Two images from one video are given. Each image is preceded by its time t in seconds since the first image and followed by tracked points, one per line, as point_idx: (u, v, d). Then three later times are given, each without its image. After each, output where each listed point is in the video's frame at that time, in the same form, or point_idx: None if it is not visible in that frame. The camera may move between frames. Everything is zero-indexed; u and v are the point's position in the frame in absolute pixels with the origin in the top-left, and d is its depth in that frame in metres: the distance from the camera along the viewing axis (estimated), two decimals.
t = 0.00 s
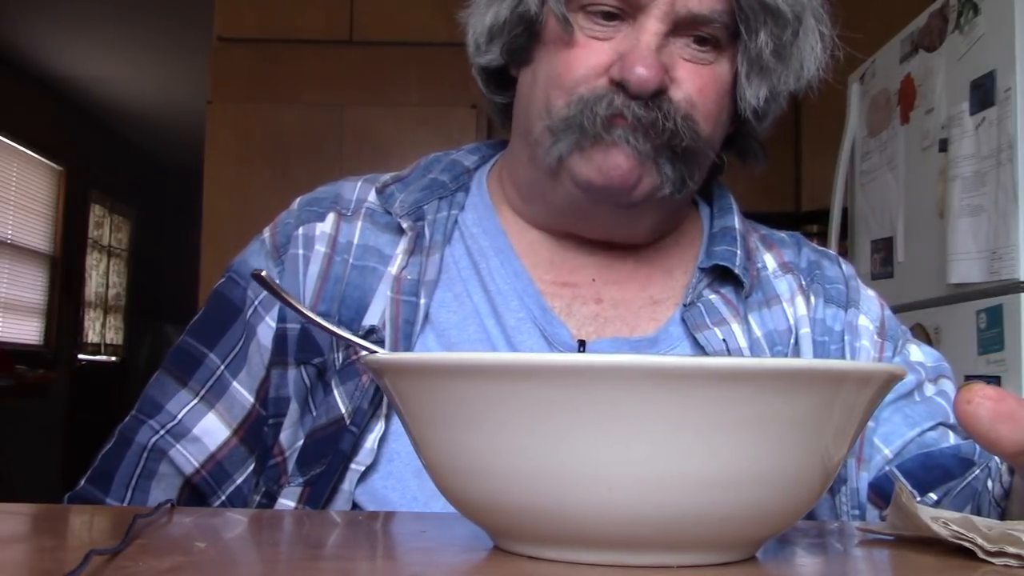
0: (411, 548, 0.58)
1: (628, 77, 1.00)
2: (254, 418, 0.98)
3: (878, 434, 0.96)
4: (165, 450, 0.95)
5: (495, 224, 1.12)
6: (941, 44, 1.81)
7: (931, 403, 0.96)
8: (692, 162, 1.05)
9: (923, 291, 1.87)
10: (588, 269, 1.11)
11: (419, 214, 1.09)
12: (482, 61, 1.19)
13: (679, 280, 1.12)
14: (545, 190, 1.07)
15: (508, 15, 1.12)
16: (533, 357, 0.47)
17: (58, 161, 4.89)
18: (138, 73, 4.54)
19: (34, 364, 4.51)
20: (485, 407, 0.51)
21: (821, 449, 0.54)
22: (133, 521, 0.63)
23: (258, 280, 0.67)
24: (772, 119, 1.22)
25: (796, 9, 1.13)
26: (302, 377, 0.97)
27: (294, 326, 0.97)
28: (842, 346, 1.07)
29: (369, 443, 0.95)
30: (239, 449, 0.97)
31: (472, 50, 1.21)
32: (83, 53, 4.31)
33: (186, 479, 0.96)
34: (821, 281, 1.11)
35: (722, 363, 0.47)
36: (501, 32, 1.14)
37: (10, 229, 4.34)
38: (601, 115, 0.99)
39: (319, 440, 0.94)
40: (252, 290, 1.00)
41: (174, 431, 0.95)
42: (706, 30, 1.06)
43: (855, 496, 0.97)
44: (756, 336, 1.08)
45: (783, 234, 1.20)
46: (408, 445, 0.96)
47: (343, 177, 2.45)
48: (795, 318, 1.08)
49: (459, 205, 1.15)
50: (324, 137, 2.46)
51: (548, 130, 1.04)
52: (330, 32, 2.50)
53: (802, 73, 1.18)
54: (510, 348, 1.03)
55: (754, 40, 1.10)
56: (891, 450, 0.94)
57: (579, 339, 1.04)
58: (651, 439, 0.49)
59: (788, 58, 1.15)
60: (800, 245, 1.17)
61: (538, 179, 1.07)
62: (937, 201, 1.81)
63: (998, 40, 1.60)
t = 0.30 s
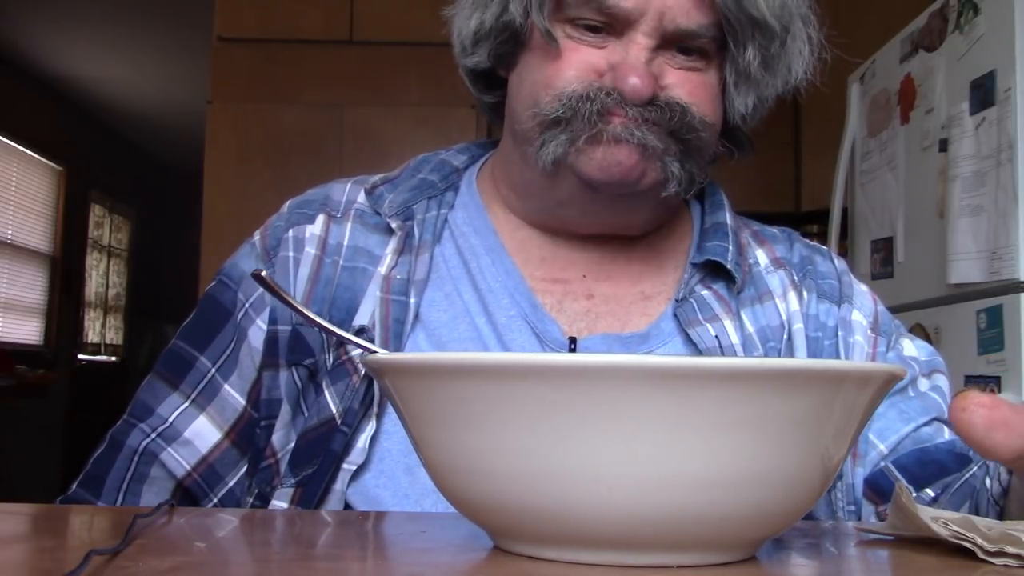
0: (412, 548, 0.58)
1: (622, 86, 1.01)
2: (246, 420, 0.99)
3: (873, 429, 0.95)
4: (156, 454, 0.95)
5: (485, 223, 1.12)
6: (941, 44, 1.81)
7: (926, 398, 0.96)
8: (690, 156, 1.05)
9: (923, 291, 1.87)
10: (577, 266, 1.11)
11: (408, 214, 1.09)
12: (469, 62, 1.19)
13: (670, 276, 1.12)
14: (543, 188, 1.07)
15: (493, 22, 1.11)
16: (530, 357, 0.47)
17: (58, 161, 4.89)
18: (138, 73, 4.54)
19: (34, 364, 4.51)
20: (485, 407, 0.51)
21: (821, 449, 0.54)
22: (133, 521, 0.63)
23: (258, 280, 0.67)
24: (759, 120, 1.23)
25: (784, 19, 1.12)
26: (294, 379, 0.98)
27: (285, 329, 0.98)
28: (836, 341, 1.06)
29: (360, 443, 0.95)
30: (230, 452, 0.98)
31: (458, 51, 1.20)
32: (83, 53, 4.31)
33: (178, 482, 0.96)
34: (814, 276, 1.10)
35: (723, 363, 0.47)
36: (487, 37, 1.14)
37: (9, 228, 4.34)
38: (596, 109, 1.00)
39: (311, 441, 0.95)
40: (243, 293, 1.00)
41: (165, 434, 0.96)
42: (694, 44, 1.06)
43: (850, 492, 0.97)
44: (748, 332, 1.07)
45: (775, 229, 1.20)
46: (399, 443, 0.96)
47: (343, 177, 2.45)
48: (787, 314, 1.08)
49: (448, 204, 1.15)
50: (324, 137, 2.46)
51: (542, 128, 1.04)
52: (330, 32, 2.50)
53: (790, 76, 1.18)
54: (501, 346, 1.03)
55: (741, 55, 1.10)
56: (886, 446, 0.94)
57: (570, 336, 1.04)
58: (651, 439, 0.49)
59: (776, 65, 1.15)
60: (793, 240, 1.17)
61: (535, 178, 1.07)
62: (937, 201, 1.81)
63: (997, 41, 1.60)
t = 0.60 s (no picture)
0: (412, 548, 0.58)
1: (611, 89, 1.00)
2: (245, 423, 0.99)
3: (873, 428, 0.95)
4: (155, 456, 0.95)
5: (483, 225, 1.12)
6: (941, 44, 1.81)
7: (925, 396, 0.97)
8: (671, 190, 1.06)
9: (923, 291, 1.87)
10: (573, 269, 1.11)
11: (405, 215, 1.09)
12: (466, 62, 1.19)
13: (669, 277, 1.12)
14: (526, 212, 1.08)
15: (492, 18, 1.12)
16: (534, 357, 0.47)
17: (58, 160, 4.90)
18: (138, 72, 4.54)
19: (34, 364, 4.51)
20: (487, 407, 0.51)
21: (821, 450, 0.54)
22: (133, 522, 0.63)
23: (258, 280, 0.67)
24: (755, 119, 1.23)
25: (780, 13, 1.14)
26: (292, 381, 0.99)
27: (283, 331, 0.99)
28: (835, 341, 1.07)
29: (360, 444, 0.96)
30: (229, 455, 0.98)
31: (456, 51, 1.20)
32: (83, 53, 4.31)
33: (177, 483, 0.96)
34: (812, 275, 1.11)
35: (728, 363, 0.47)
36: (485, 36, 1.14)
37: (10, 228, 4.34)
38: (585, 140, 1.00)
39: (310, 442, 0.95)
40: (241, 295, 1.01)
41: (164, 437, 0.96)
42: (688, 36, 1.06)
43: (851, 491, 0.96)
44: (747, 332, 1.07)
45: (773, 228, 1.20)
46: (397, 443, 0.96)
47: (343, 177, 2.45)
48: (786, 313, 1.08)
49: (445, 206, 1.16)
50: (324, 138, 2.46)
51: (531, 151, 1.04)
52: (330, 32, 2.50)
53: (785, 73, 1.20)
54: (499, 347, 1.03)
55: (737, 45, 1.11)
56: (886, 445, 0.95)
57: (569, 336, 1.04)
58: (651, 439, 0.49)
59: (772, 61, 1.16)
60: (791, 240, 1.17)
61: (519, 200, 1.08)
62: (937, 202, 1.81)
63: (997, 40, 1.60)
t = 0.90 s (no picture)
0: (412, 549, 0.58)
1: (612, 94, 1.01)
2: (243, 423, 0.99)
3: (871, 427, 0.95)
4: (152, 458, 0.95)
5: (480, 225, 1.12)
6: (941, 44, 1.81)
7: (924, 394, 0.97)
8: (682, 164, 1.05)
9: (923, 291, 1.87)
10: (571, 268, 1.11)
11: (401, 216, 1.09)
12: (462, 64, 1.19)
13: (666, 275, 1.12)
14: (531, 198, 1.08)
15: (486, 25, 1.12)
16: (531, 356, 0.47)
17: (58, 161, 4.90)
18: (138, 72, 4.54)
19: (34, 364, 4.51)
20: (488, 408, 0.51)
21: (821, 450, 0.54)
22: (133, 522, 0.63)
23: (258, 280, 0.67)
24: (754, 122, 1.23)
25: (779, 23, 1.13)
26: (290, 381, 0.98)
27: (280, 332, 0.99)
28: (832, 339, 1.07)
29: (356, 444, 0.95)
30: (227, 455, 0.98)
31: (453, 52, 1.20)
32: (83, 53, 4.31)
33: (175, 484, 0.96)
34: (809, 273, 1.11)
35: (729, 363, 0.47)
36: (481, 39, 1.14)
37: (10, 228, 4.33)
38: (586, 119, 1.01)
39: (308, 442, 0.95)
40: (239, 297, 1.01)
41: (161, 438, 0.96)
42: (688, 46, 1.06)
43: (849, 489, 0.97)
44: (745, 331, 1.08)
45: (770, 227, 1.20)
46: (394, 443, 0.96)
47: (342, 177, 2.45)
48: (783, 312, 1.08)
49: (442, 206, 1.15)
50: (324, 138, 2.46)
51: (533, 137, 1.04)
52: (330, 32, 2.50)
53: (783, 79, 1.19)
54: (496, 347, 1.03)
55: (734, 58, 1.11)
56: (884, 443, 0.95)
57: (566, 335, 1.04)
58: (652, 440, 0.49)
59: (770, 70, 1.16)
60: (788, 238, 1.17)
61: (523, 188, 1.08)
62: (937, 201, 1.81)
63: (997, 41, 1.60)
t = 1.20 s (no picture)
0: (412, 549, 0.58)
1: (625, 96, 1.01)
2: (240, 425, 0.99)
3: (869, 425, 0.95)
4: (149, 460, 0.95)
5: (476, 225, 1.13)
6: (941, 44, 1.81)
7: (921, 392, 0.97)
8: (680, 173, 1.06)
9: (923, 291, 1.87)
10: (567, 267, 1.11)
11: (397, 217, 1.10)
12: (462, 62, 1.19)
13: (662, 274, 1.12)
14: (530, 197, 1.08)
15: (494, 21, 1.12)
16: (525, 357, 0.47)
17: (58, 161, 4.90)
18: (138, 72, 4.54)
19: (34, 364, 4.51)
20: (488, 408, 0.51)
21: (821, 450, 0.54)
22: (133, 521, 0.63)
23: (258, 280, 0.67)
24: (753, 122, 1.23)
25: (785, 23, 1.14)
26: (287, 383, 0.98)
27: (277, 334, 0.99)
28: (829, 337, 1.07)
29: (354, 445, 0.96)
30: (224, 458, 0.98)
31: (455, 50, 1.20)
32: (83, 53, 4.32)
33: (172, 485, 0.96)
34: (805, 272, 1.11)
35: (727, 363, 0.47)
36: (486, 36, 1.13)
37: (10, 228, 4.34)
38: (599, 122, 1.00)
39: (304, 444, 0.95)
40: (234, 299, 1.01)
41: (158, 441, 0.96)
42: (698, 43, 1.07)
43: (847, 487, 0.96)
44: (741, 329, 1.08)
45: (766, 225, 1.20)
46: (390, 443, 0.96)
47: (342, 177, 2.45)
48: (779, 310, 1.08)
49: (437, 206, 1.16)
50: (324, 138, 2.46)
51: (542, 134, 1.04)
52: (330, 33, 2.50)
53: (785, 80, 1.20)
54: (493, 347, 1.03)
55: (743, 53, 1.12)
56: (882, 440, 0.95)
57: (562, 335, 1.04)
58: (652, 440, 0.49)
59: (774, 70, 1.17)
60: (783, 237, 1.17)
61: (523, 185, 1.08)
62: (937, 201, 1.80)
63: (998, 41, 1.60)
